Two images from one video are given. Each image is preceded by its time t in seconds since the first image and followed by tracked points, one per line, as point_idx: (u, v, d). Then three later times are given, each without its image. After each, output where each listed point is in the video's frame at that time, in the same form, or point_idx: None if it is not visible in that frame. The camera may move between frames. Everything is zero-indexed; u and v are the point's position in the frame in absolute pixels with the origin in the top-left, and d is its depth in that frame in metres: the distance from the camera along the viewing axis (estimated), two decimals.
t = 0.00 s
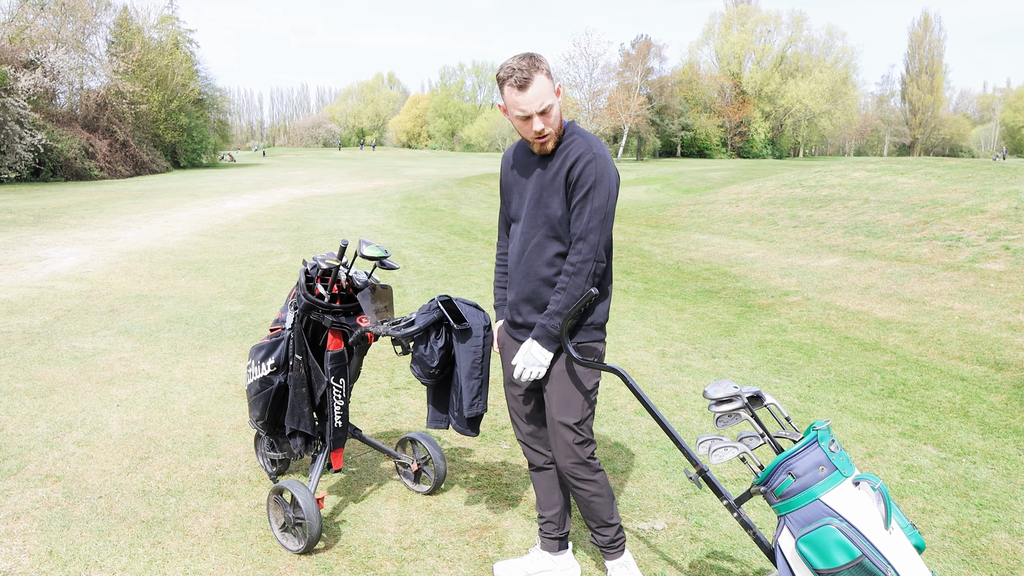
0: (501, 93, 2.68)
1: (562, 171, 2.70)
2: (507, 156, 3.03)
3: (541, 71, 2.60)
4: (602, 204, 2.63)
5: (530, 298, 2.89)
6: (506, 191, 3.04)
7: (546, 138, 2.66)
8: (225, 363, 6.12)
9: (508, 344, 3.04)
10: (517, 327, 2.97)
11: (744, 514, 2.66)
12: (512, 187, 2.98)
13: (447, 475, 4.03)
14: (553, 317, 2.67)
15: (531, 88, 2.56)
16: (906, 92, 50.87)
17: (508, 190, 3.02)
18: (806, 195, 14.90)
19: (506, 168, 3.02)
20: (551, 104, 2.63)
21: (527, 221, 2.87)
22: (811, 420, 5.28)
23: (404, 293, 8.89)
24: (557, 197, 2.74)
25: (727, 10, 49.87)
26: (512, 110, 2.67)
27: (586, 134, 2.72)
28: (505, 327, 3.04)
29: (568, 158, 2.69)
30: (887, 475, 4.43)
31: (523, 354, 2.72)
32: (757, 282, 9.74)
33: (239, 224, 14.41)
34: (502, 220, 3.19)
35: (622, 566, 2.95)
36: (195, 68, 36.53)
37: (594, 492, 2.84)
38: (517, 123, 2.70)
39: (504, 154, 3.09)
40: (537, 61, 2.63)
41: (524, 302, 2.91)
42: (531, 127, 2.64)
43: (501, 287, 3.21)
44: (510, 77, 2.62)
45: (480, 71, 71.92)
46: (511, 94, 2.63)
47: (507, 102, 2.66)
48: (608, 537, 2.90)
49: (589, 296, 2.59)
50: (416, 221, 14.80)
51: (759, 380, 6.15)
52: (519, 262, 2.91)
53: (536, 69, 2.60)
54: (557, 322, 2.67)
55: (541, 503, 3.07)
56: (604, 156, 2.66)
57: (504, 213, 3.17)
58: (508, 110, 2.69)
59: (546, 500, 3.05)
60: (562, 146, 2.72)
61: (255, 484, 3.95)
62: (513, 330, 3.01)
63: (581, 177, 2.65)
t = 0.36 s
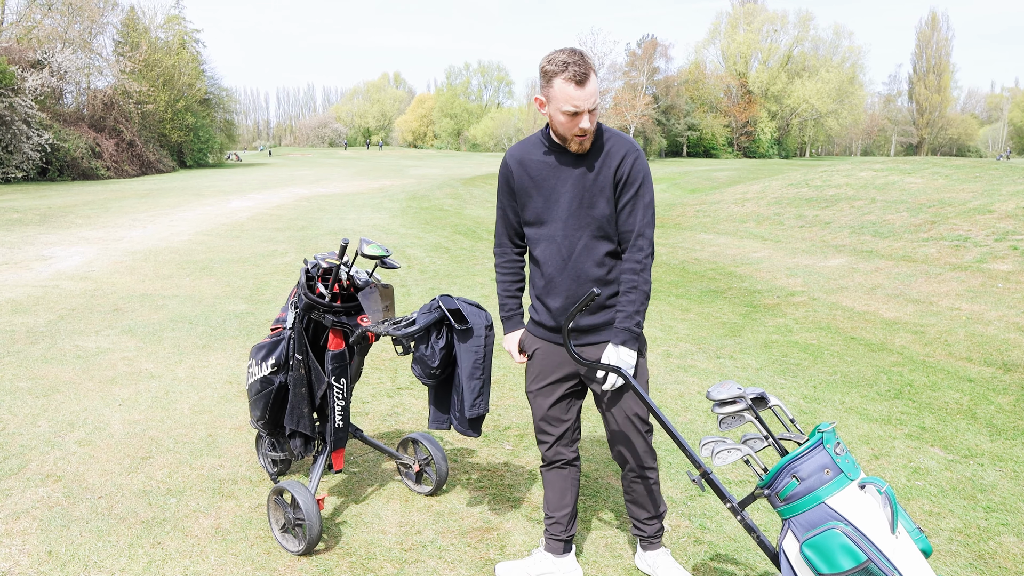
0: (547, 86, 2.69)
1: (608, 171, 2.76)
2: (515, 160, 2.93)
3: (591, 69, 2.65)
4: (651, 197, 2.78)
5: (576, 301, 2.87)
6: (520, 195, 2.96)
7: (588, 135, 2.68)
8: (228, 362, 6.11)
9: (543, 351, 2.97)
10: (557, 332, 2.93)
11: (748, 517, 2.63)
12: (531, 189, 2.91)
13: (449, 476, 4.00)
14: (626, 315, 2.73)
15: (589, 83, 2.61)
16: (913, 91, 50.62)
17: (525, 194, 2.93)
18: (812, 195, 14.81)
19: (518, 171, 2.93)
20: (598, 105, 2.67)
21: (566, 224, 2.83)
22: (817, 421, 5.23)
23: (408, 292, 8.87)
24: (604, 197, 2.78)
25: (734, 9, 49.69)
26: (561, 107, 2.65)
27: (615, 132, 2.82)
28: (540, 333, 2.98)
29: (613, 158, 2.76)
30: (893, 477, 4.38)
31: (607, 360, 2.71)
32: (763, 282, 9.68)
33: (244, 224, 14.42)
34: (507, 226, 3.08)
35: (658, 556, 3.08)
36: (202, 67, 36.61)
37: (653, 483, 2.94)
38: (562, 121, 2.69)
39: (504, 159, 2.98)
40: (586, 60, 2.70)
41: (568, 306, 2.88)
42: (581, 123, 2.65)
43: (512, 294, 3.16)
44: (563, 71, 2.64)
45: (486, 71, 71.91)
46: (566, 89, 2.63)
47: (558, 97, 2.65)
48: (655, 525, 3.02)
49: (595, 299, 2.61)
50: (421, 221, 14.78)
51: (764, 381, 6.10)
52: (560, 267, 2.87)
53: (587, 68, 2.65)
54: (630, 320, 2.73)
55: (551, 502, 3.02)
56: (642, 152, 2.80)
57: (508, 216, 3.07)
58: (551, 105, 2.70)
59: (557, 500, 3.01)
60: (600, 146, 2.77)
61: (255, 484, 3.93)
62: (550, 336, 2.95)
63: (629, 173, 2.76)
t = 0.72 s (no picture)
0: (626, 79, 2.67)
1: (675, 175, 2.78)
2: (575, 159, 2.85)
3: (671, 72, 2.67)
4: (710, 205, 2.85)
5: (635, 303, 2.84)
6: (577, 195, 2.88)
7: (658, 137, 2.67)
8: (223, 364, 6.10)
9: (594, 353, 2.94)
10: (611, 334, 2.89)
11: (737, 520, 2.63)
12: (590, 190, 2.84)
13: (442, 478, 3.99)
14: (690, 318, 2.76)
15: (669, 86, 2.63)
16: (912, 92, 50.62)
17: (585, 195, 2.85)
18: (810, 196, 14.82)
19: (576, 170, 2.85)
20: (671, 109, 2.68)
21: (631, 226, 2.79)
22: (812, 423, 5.23)
23: (404, 294, 8.87)
24: (670, 201, 2.79)
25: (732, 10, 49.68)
26: (638, 104, 2.64)
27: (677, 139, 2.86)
28: (593, 337, 2.92)
29: (679, 162, 2.79)
30: (887, 479, 4.38)
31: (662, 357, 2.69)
32: (760, 284, 9.68)
33: (242, 225, 14.42)
34: (556, 227, 2.98)
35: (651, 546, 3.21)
36: (200, 68, 36.62)
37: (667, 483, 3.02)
38: (634, 119, 2.69)
39: (560, 158, 2.88)
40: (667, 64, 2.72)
41: (626, 309, 2.85)
42: (655, 123, 2.65)
43: (554, 297, 3.02)
44: (646, 68, 2.64)
45: (484, 72, 71.89)
46: (647, 87, 2.62)
47: (636, 94, 2.64)
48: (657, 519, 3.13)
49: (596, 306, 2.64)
50: (419, 222, 14.78)
51: (760, 383, 6.10)
52: (621, 269, 2.82)
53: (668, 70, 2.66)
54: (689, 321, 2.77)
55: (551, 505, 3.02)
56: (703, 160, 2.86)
57: (557, 216, 2.97)
58: (627, 97, 2.68)
59: (560, 504, 3.00)
60: (667, 152, 2.79)
61: (248, 486, 3.93)
62: (603, 338, 2.91)
63: (694, 180, 2.80)
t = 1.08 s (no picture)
0: (676, 76, 2.63)
1: (717, 173, 2.86)
2: (620, 156, 2.80)
3: (722, 74, 2.64)
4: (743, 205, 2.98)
5: (684, 299, 2.84)
6: (621, 193, 2.82)
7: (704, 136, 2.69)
8: (210, 364, 6.08)
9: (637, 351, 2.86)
10: (658, 332, 2.84)
11: (721, 518, 2.63)
12: (636, 187, 2.80)
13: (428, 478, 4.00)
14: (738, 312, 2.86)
15: (719, 88, 2.60)
16: (902, 93, 50.91)
17: (632, 191, 2.80)
18: (799, 195, 14.89)
19: (621, 167, 2.79)
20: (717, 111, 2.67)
21: (681, 223, 2.82)
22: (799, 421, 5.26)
23: (394, 294, 8.86)
24: (714, 198, 2.86)
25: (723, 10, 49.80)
26: (684, 102, 2.62)
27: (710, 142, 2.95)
28: (640, 336, 2.85)
29: (720, 162, 2.87)
30: (872, 477, 4.41)
31: (742, 353, 2.74)
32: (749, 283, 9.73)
33: (231, 225, 14.37)
34: (597, 224, 2.86)
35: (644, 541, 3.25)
36: (191, 68, 36.45)
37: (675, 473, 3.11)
38: (679, 117, 2.67)
39: (603, 155, 2.81)
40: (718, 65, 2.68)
41: (676, 305, 2.83)
42: (699, 123, 2.64)
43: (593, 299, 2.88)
44: (698, 68, 2.60)
45: (476, 72, 71.84)
46: (695, 86, 2.59)
47: (684, 92, 2.61)
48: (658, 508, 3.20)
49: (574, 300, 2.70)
50: (409, 222, 14.77)
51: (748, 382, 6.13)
52: (671, 266, 2.81)
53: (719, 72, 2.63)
54: (752, 315, 2.90)
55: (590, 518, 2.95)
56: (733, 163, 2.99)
57: (597, 214, 2.86)
58: (675, 95, 2.65)
59: (599, 516, 2.95)
60: (709, 152, 2.87)
61: (234, 487, 3.92)
62: (650, 336, 2.85)
63: (733, 179, 2.91)
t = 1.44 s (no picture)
0: (680, 76, 2.64)
1: (713, 172, 2.92)
2: (627, 157, 2.77)
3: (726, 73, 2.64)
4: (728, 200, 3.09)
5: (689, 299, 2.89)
6: (628, 194, 2.80)
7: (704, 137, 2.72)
8: (178, 364, 6.01)
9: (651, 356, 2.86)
10: (668, 333, 2.86)
11: (684, 508, 2.64)
12: (643, 188, 2.80)
13: (396, 475, 4.00)
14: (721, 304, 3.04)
15: (723, 90, 2.61)
16: (870, 94, 51.81)
17: (638, 193, 2.79)
18: (769, 194, 15.10)
19: (628, 167, 2.77)
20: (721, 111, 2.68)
21: (685, 224, 2.86)
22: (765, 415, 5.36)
23: (364, 292, 8.82)
24: (710, 197, 2.93)
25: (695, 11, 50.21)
26: (689, 103, 2.63)
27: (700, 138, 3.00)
28: (652, 339, 2.85)
29: (714, 160, 2.93)
30: (837, 468, 4.51)
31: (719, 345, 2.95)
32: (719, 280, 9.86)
33: (201, 224, 14.17)
34: (604, 226, 2.82)
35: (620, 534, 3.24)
36: (160, 66, 35.84)
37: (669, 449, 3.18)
38: (682, 118, 2.68)
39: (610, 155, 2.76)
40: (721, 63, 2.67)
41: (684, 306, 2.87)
42: (703, 124, 2.66)
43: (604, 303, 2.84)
44: (703, 68, 2.59)
45: (450, 72, 71.64)
46: (699, 87, 2.60)
47: (688, 93, 2.62)
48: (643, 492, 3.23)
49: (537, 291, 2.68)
50: (381, 221, 14.71)
51: (716, 378, 6.22)
52: (679, 267, 2.85)
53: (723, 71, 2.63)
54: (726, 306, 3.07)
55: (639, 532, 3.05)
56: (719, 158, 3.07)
57: (604, 216, 2.81)
58: (679, 96, 2.65)
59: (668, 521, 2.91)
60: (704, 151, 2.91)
61: (200, 486, 3.88)
62: (662, 338, 2.87)
63: (723, 176, 2.99)
